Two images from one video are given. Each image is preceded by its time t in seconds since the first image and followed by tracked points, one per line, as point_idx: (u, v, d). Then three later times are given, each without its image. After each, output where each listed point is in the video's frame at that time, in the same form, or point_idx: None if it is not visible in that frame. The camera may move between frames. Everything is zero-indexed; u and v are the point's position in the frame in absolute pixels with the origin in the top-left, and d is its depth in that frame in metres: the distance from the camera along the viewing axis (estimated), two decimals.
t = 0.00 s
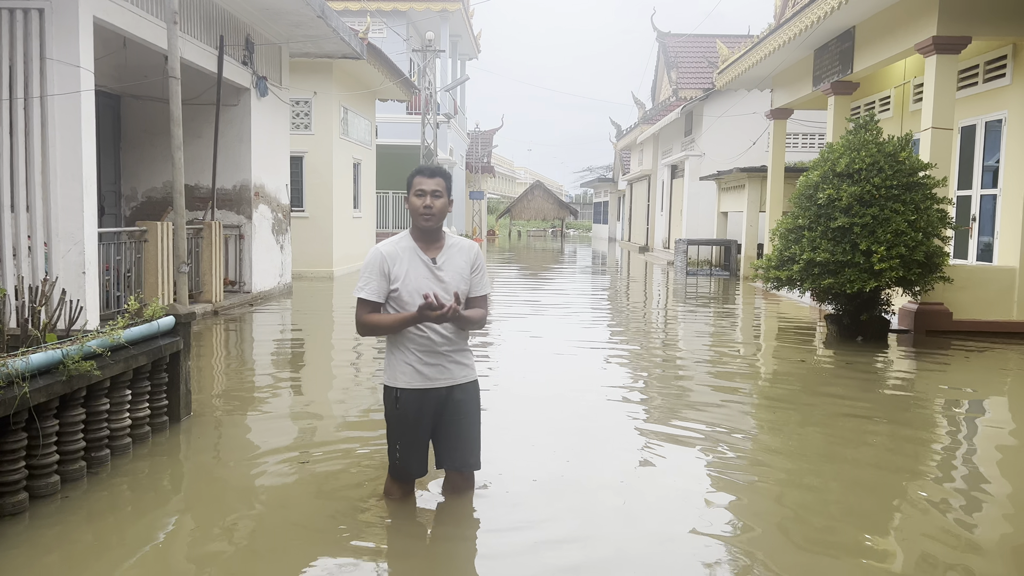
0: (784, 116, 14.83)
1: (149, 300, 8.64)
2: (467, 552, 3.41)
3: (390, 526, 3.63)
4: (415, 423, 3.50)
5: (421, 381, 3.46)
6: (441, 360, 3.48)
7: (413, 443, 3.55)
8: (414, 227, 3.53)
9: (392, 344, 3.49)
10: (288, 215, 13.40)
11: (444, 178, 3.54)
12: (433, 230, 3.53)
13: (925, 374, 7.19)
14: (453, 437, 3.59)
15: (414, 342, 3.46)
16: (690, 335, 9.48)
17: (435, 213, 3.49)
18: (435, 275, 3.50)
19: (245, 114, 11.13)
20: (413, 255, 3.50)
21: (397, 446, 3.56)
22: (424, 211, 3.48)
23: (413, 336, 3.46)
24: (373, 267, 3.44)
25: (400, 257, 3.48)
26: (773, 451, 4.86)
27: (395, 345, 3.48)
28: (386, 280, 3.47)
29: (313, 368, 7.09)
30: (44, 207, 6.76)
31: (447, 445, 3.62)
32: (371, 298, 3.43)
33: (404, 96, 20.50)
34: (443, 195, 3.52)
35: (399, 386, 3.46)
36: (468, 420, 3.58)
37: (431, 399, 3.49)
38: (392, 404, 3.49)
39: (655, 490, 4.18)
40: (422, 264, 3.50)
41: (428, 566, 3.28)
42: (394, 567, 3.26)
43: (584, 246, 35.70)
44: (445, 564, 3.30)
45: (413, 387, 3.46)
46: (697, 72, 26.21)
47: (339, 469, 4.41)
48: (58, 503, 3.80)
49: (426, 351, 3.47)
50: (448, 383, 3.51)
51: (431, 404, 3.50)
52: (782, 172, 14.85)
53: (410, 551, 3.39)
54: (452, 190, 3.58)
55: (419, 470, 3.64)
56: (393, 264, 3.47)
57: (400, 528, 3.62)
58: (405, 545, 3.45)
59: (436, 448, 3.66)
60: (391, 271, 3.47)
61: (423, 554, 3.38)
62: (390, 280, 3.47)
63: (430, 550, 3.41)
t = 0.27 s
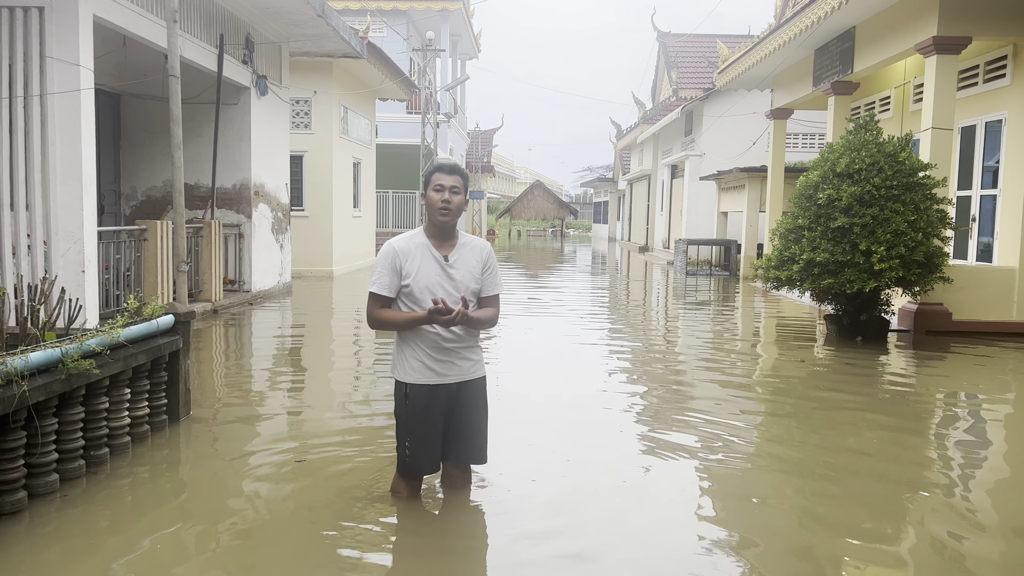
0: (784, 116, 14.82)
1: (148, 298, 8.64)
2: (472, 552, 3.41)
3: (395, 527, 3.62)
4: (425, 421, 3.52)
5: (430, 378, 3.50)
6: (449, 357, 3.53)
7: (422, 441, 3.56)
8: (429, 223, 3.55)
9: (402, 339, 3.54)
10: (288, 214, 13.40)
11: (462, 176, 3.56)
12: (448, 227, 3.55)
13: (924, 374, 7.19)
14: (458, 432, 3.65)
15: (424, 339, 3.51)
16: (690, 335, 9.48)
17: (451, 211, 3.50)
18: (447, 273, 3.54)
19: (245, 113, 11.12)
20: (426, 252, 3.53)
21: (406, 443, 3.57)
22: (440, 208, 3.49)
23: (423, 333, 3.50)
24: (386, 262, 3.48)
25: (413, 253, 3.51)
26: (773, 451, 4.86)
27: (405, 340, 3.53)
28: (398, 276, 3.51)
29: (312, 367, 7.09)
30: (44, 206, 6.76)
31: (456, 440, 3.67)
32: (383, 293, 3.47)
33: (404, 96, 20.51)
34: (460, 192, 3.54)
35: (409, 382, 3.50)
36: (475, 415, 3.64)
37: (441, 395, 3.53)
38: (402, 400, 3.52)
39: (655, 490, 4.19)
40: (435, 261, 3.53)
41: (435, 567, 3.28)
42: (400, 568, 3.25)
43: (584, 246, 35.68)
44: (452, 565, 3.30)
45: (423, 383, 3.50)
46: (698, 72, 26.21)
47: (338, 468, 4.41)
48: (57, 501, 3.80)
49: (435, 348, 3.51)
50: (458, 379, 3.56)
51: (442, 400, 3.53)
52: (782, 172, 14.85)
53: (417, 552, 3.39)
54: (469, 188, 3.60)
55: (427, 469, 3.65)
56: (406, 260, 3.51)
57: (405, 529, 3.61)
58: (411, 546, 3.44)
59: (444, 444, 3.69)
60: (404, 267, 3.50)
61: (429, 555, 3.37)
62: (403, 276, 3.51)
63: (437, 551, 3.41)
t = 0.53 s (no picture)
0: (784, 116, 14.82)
1: (148, 297, 8.64)
2: (475, 551, 3.41)
3: (397, 526, 3.62)
4: (429, 419, 3.54)
5: (437, 375, 3.51)
6: (457, 355, 3.54)
7: (426, 438, 3.58)
8: (439, 221, 3.55)
9: (409, 336, 3.54)
10: (287, 213, 13.40)
11: (474, 176, 3.56)
12: (458, 226, 3.55)
13: (924, 374, 7.19)
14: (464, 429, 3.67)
15: (432, 337, 3.51)
16: (689, 334, 9.48)
17: (462, 210, 3.50)
18: (455, 271, 3.54)
19: (244, 111, 11.12)
20: (435, 250, 3.54)
21: (410, 440, 3.59)
22: (451, 207, 3.50)
23: (431, 330, 3.51)
24: (395, 259, 3.49)
25: (422, 251, 3.52)
26: (772, 451, 4.86)
27: (413, 337, 3.53)
28: (407, 273, 3.52)
29: (312, 366, 7.09)
30: (43, 205, 6.75)
31: (461, 436, 3.68)
32: (391, 289, 3.47)
33: (404, 95, 20.50)
34: (471, 192, 3.54)
35: (415, 378, 3.51)
36: (480, 411, 3.66)
37: (447, 391, 3.54)
38: (409, 396, 3.54)
39: (653, 489, 4.19)
40: (444, 259, 3.54)
41: (438, 566, 3.27)
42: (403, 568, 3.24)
43: (584, 246, 35.67)
44: (456, 564, 3.30)
45: (429, 380, 3.51)
46: (698, 71, 26.21)
47: (337, 467, 4.41)
48: (56, 500, 3.80)
49: (443, 345, 3.52)
50: (464, 376, 3.57)
51: (447, 396, 3.54)
52: (782, 171, 14.85)
53: (419, 551, 3.38)
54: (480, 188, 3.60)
55: (432, 465, 3.66)
56: (415, 257, 3.51)
57: (408, 528, 3.61)
58: (413, 545, 3.44)
59: (448, 441, 3.70)
60: (413, 264, 3.51)
61: (432, 554, 3.37)
62: (411, 273, 3.52)
63: (439, 550, 3.41)
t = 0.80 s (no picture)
0: (784, 115, 14.82)
1: (148, 296, 8.64)
2: (477, 552, 3.41)
3: (398, 526, 3.62)
4: (432, 418, 3.55)
5: (441, 373, 3.52)
6: (462, 353, 3.55)
7: (429, 437, 3.59)
8: (446, 222, 3.56)
9: (416, 334, 3.56)
10: (287, 212, 13.40)
11: (481, 177, 3.57)
12: (465, 226, 3.56)
13: (924, 373, 7.19)
14: (467, 429, 3.67)
15: (436, 335, 3.52)
16: (689, 334, 9.48)
17: (469, 210, 3.51)
18: (460, 270, 3.55)
19: (244, 111, 11.12)
20: (441, 249, 3.55)
21: (414, 440, 3.60)
22: (459, 207, 3.50)
23: (436, 328, 3.52)
24: (400, 257, 3.51)
25: (428, 250, 3.54)
26: (771, 450, 4.86)
27: (418, 336, 3.55)
28: (413, 271, 3.54)
29: (312, 365, 7.09)
30: (42, 204, 6.75)
31: (465, 435, 3.69)
32: (397, 287, 3.50)
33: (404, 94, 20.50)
34: (478, 193, 3.54)
35: (419, 377, 3.53)
36: (484, 410, 3.66)
37: (452, 390, 3.55)
38: (413, 395, 3.55)
39: (653, 488, 4.20)
40: (449, 259, 3.55)
41: (440, 567, 3.27)
42: (404, 568, 3.24)
43: (584, 245, 35.66)
44: (457, 564, 3.29)
45: (433, 378, 3.52)
46: (698, 71, 26.21)
47: (337, 467, 4.42)
48: (55, 499, 3.80)
49: (448, 344, 3.53)
50: (469, 376, 3.57)
51: (452, 395, 3.55)
52: (782, 171, 14.86)
53: (421, 552, 3.38)
54: (487, 189, 3.61)
55: (436, 464, 3.66)
56: (420, 256, 3.53)
57: (409, 528, 3.60)
58: (415, 546, 3.43)
59: (452, 440, 3.71)
60: (419, 263, 3.53)
61: (434, 555, 3.36)
62: (417, 272, 3.54)
63: (441, 550, 3.40)
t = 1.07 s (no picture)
0: (783, 114, 14.81)
1: (147, 295, 8.64)
2: (477, 551, 3.41)
3: (397, 526, 3.61)
4: (434, 418, 3.55)
5: (445, 372, 3.53)
6: (466, 352, 3.55)
7: (431, 436, 3.59)
8: (450, 222, 3.57)
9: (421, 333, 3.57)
10: (286, 211, 13.39)
11: (487, 179, 3.56)
12: (469, 227, 3.56)
13: (923, 372, 7.19)
14: (469, 427, 3.68)
15: (439, 334, 3.53)
16: (689, 333, 9.48)
17: (474, 212, 3.53)
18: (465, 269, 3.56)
19: (243, 110, 11.12)
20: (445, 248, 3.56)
21: (416, 439, 3.61)
22: (463, 208, 3.51)
23: (438, 326, 3.53)
24: (405, 255, 3.52)
25: (432, 249, 3.55)
26: (771, 449, 4.86)
27: (423, 334, 3.56)
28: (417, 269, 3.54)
29: (312, 365, 7.10)
30: (42, 203, 6.75)
31: (466, 433, 3.70)
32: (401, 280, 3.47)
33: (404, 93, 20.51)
34: (483, 195, 3.54)
35: (423, 375, 3.54)
36: (485, 409, 3.67)
37: (453, 389, 3.54)
38: (416, 393, 3.56)
39: (652, 487, 4.20)
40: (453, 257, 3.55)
41: (440, 566, 3.27)
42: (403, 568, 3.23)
43: (583, 244, 35.65)
44: (456, 564, 3.29)
45: (436, 377, 3.53)
46: (698, 70, 26.20)
47: (337, 466, 4.42)
48: (55, 498, 3.80)
49: (452, 343, 3.53)
50: (470, 374, 3.56)
51: (454, 394, 3.55)
52: (781, 170, 14.86)
53: (420, 551, 3.38)
54: (493, 191, 3.61)
55: (437, 463, 3.67)
56: (424, 254, 3.54)
57: (409, 527, 3.60)
58: (415, 545, 3.43)
59: (454, 438, 3.71)
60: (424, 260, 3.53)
61: (433, 554, 3.36)
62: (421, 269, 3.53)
63: (440, 550, 3.40)
